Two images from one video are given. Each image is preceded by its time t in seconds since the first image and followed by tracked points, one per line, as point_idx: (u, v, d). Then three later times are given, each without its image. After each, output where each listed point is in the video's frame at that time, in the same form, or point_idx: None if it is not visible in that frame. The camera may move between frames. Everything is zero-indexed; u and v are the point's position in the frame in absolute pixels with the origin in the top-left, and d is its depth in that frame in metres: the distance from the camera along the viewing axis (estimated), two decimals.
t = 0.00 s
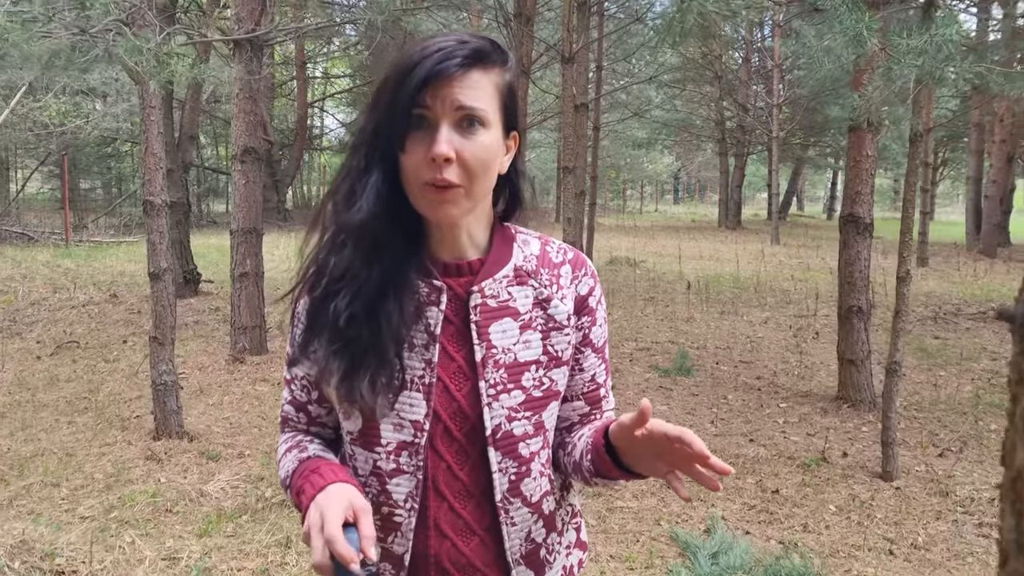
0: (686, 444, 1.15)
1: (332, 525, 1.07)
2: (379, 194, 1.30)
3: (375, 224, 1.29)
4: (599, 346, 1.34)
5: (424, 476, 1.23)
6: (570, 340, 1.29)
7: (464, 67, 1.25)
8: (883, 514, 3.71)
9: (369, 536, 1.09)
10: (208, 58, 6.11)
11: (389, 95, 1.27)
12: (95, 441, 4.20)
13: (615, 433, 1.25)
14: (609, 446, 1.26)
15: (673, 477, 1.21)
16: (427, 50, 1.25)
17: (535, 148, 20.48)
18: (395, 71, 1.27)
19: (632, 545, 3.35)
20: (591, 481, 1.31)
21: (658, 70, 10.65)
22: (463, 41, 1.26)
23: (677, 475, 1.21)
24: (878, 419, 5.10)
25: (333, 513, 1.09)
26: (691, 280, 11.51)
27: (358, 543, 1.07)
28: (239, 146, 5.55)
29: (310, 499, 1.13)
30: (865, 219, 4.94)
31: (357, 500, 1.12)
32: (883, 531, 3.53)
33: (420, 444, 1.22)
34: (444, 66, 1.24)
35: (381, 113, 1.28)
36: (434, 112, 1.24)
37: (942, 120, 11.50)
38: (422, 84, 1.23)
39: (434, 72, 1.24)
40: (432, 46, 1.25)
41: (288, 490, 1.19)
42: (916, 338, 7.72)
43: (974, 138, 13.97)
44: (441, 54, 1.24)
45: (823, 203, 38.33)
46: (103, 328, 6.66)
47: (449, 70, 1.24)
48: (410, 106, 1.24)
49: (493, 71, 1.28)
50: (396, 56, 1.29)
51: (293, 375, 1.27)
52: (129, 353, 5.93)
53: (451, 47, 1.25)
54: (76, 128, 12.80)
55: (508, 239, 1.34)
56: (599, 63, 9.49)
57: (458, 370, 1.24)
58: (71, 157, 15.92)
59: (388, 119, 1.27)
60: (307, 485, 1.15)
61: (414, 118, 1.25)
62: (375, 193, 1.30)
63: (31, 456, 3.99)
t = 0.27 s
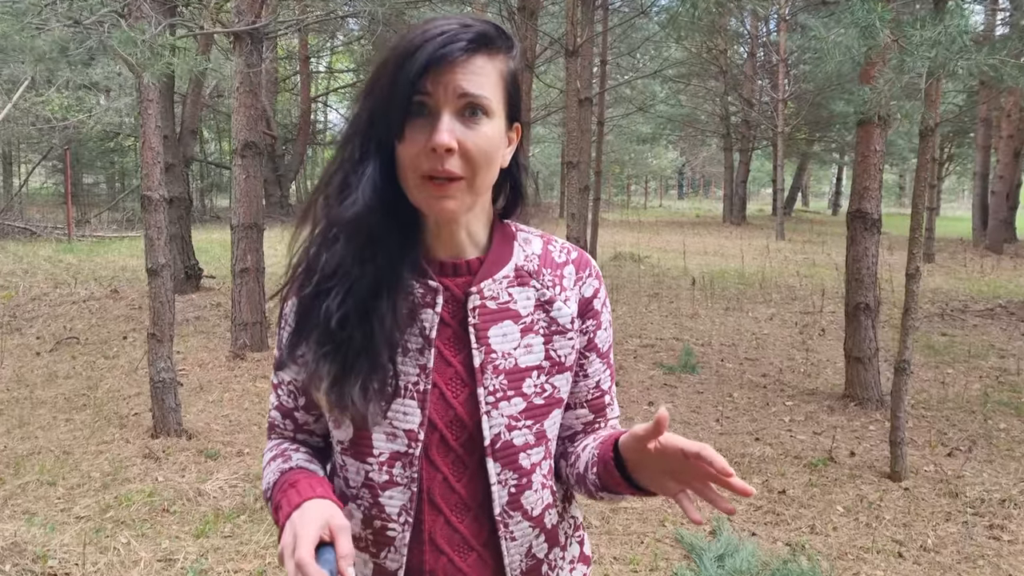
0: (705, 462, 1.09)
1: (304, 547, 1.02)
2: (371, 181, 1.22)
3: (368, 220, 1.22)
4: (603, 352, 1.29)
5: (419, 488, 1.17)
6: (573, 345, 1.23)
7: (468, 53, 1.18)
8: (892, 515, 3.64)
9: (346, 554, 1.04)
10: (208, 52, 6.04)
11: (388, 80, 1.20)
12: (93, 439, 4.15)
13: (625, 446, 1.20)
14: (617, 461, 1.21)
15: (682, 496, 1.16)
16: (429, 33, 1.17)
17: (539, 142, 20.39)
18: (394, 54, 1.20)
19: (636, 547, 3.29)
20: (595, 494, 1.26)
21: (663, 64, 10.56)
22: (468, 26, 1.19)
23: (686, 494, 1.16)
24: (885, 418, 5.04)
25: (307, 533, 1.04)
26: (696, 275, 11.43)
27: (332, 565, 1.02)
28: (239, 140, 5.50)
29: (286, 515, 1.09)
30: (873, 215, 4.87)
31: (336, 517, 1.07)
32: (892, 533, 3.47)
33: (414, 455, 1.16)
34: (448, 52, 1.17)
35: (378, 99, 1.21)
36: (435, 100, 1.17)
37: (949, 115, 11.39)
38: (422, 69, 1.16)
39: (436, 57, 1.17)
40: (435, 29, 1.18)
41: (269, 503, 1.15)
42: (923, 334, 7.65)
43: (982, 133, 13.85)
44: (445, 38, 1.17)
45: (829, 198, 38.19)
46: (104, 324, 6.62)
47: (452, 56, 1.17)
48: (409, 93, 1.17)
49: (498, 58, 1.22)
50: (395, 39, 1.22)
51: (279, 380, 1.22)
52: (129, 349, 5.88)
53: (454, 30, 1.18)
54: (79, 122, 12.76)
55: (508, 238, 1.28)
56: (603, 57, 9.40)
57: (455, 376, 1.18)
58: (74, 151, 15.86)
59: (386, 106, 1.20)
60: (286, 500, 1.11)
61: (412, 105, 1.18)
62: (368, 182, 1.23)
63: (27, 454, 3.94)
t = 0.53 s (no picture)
0: (724, 473, 1.04)
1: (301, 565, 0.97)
2: (369, 175, 1.19)
3: (363, 216, 1.17)
4: (604, 359, 1.25)
5: (414, 498, 1.11)
6: (573, 350, 1.18)
7: (469, 45, 1.12)
8: (899, 519, 3.59)
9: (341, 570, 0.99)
10: (209, 49, 6.00)
11: (384, 70, 1.14)
12: (90, 440, 4.11)
13: (635, 455, 1.15)
14: (625, 471, 1.16)
15: (697, 508, 1.11)
16: (429, 23, 1.11)
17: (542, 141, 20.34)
18: (391, 43, 1.14)
19: (639, 551, 3.24)
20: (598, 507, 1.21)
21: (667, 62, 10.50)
22: (470, 16, 1.13)
23: (701, 506, 1.11)
24: (892, 419, 4.98)
25: (302, 551, 0.99)
26: (700, 274, 11.37)
27: None
28: (239, 138, 5.46)
29: (279, 534, 1.03)
30: (880, 214, 4.81)
31: (331, 534, 1.02)
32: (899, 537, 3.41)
33: (409, 462, 1.10)
34: (449, 43, 1.11)
35: (374, 90, 1.15)
36: (433, 93, 1.12)
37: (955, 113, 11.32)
38: (421, 61, 1.11)
39: (436, 49, 1.11)
40: (435, 18, 1.12)
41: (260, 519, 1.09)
42: (929, 334, 7.59)
43: (988, 131, 13.77)
44: (446, 28, 1.11)
45: (833, 196, 38.11)
46: (104, 324, 6.58)
47: (453, 47, 1.11)
48: (406, 85, 1.12)
49: (499, 50, 1.16)
50: (394, 26, 1.16)
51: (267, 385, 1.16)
52: (128, 349, 5.84)
53: (456, 20, 1.12)
54: (81, 120, 12.73)
55: (506, 238, 1.24)
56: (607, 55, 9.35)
57: (451, 379, 1.13)
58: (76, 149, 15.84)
59: (382, 98, 1.14)
60: (280, 515, 1.05)
61: (409, 97, 1.12)
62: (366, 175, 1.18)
63: (24, 455, 3.90)
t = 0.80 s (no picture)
0: (735, 478, 1.02)
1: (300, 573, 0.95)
2: (368, 173, 1.16)
3: (363, 216, 1.15)
4: (609, 367, 1.21)
5: (413, 508, 1.08)
6: (577, 356, 1.15)
7: (474, 42, 1.09)
8: (907, 523, 3.55)
9: None
10: (213, 50, 5.98)
11: (385, 68, 1.11)
12: (92, 443, 4.08)
13: (642, 461, 1.12)
14: (632, 478, 1.13)
15: (708, 516, 1.08)
16: (433, 19, 1.08)
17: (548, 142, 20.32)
18: (393, 40, 1.10)
19: (644, 556, 3.20)
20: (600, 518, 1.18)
21: (673, 63, 10.46)
22: (474, 12, 1.10)
23: (712, 513, 1.09)
24: (900, 423, 4.94)
25: (300, 559, 0.96)
26: (705, 276, 11.33)
27: None
28: (243, 139, 5.44)
29: (275, 542, 1.01)
30: (887, 215, 4.77)
31: (330, 541, 1.00)
32: (907, 543, 3.37)
33: (407, 470, 1.07)
34: (453, 41, 1.07)
35: (375, 88, 1.12)
36: (436, 92, 1.09)
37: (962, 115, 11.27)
38: (424, 58, 1.07)
39: (440, 46, 1.07)
40: (439, 14, 1.09)
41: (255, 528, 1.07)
42: (938, 337, 7.54)
43: (995, 132, 13.70)
44: (450, 24, 1.08)
45: (839, 198, 37.99)
46: (107, 325, 6.57)
47: (457, 44, 1.08)
48: (408, 83, 1.09)
49: (504, 48, 1.13)
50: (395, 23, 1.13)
51: (262, 392, 1.13)
52: (131, 351, 5.83)
53: (460, 16, 1.09)
54: (86, 122, 12.74)
55: (507, 240, 1.21)
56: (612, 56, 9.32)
57: (452, 385, 1.09)
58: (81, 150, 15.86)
59: (383, 96, 1.11)
60: (275, 524, 1.02)
61: (411, 96, 1.09)
62: (365, 173, 1.16)
63: (26, 458, 3.88)
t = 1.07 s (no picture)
0: (718, 476, 1.00)
1: None
2: (371, 177, 1.11)
3: (365, 219, 1.11)
4: (614, 374, 1.19)
5: (413, 518, 1.06)
6: (581, 363, 1.13)
7: (480, 39, 1.06)
8: (914, 529, 3.52)
9: None
10: (216, 51, 5.96)
11: (388, 65, 1.08)
12: (94, 446, 4.07)
13: (648, 465, 1.09)
14: (642, 486, 1.10)
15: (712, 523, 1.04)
16: (438, 14, 1.05)
17: (552, 143, 20.31)
18: (396, 36, 1.07)
19: (649, 561, 3.17)
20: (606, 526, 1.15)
21: (678, 64, 10.43)
22: (479, 8, 1.07)
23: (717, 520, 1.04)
24: (906, 426, 4.90)
25: (300, 562, 0.93)
26: (710, 278, 11.30)
27: None
28: (246, 140, 5.42)
29: (271, 546, 0.98)
30: (894, 217, 4.74)
31: (328, 543, 0.97)
32: (914, 548, 3.33)
33: (407, 479, 1.04)
34: (459, 37, 1.04)
35: (378, 87, 1.08)
36: (441, 90, 1.06)
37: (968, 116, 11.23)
38: (431, 56, 1.04)
39: (447, 42, 1.04)
40: (444, 9, 1.06)
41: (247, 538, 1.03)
42: (944, 339, 7.50)
43: (1001, 134, 13.65)
44: (457, 20, 1.05)
45: (844, 199, 37.94)
46: (110, 327, 6.56)
47: (463, 41, 1.05)
48: (413, 80, 1.05)
49: (509, 45, 1.11)
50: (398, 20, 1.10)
51: (257, 399, 1.11)
52: (134, 352, 5.81)
53: (466, 13, 1.06)
54: (90, 123, 12.75)
55: (510, 244, 1.18)
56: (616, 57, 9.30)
57: (452, 392, 1.07)
58: (85, 151, 15.87)
59: (386, 96, 1.08)
60: (270, 528, 0.99)
61: (418, 95, 1.06)
62: (369, 177, 1.11)
63: (27, 460, 3.86)
